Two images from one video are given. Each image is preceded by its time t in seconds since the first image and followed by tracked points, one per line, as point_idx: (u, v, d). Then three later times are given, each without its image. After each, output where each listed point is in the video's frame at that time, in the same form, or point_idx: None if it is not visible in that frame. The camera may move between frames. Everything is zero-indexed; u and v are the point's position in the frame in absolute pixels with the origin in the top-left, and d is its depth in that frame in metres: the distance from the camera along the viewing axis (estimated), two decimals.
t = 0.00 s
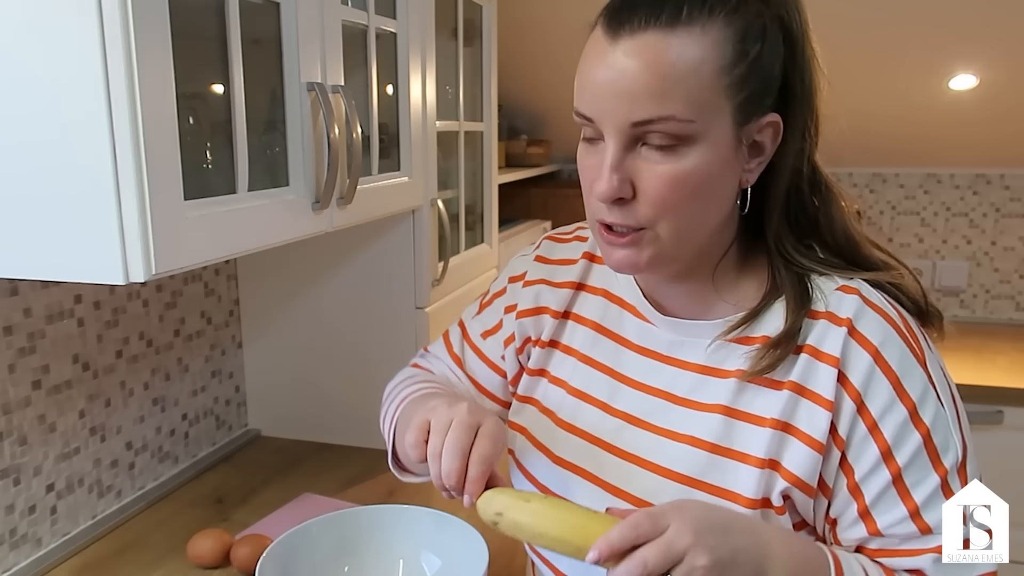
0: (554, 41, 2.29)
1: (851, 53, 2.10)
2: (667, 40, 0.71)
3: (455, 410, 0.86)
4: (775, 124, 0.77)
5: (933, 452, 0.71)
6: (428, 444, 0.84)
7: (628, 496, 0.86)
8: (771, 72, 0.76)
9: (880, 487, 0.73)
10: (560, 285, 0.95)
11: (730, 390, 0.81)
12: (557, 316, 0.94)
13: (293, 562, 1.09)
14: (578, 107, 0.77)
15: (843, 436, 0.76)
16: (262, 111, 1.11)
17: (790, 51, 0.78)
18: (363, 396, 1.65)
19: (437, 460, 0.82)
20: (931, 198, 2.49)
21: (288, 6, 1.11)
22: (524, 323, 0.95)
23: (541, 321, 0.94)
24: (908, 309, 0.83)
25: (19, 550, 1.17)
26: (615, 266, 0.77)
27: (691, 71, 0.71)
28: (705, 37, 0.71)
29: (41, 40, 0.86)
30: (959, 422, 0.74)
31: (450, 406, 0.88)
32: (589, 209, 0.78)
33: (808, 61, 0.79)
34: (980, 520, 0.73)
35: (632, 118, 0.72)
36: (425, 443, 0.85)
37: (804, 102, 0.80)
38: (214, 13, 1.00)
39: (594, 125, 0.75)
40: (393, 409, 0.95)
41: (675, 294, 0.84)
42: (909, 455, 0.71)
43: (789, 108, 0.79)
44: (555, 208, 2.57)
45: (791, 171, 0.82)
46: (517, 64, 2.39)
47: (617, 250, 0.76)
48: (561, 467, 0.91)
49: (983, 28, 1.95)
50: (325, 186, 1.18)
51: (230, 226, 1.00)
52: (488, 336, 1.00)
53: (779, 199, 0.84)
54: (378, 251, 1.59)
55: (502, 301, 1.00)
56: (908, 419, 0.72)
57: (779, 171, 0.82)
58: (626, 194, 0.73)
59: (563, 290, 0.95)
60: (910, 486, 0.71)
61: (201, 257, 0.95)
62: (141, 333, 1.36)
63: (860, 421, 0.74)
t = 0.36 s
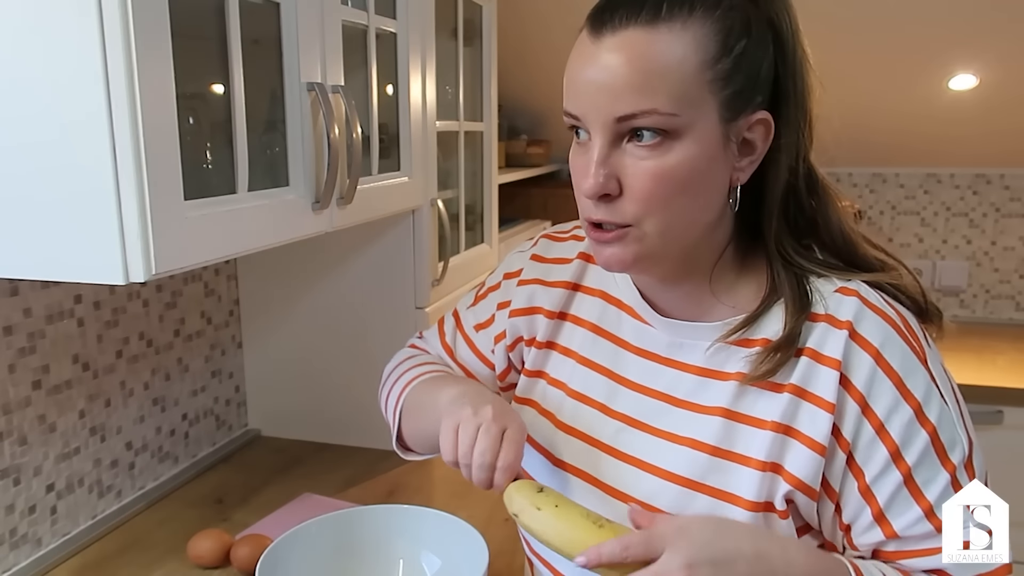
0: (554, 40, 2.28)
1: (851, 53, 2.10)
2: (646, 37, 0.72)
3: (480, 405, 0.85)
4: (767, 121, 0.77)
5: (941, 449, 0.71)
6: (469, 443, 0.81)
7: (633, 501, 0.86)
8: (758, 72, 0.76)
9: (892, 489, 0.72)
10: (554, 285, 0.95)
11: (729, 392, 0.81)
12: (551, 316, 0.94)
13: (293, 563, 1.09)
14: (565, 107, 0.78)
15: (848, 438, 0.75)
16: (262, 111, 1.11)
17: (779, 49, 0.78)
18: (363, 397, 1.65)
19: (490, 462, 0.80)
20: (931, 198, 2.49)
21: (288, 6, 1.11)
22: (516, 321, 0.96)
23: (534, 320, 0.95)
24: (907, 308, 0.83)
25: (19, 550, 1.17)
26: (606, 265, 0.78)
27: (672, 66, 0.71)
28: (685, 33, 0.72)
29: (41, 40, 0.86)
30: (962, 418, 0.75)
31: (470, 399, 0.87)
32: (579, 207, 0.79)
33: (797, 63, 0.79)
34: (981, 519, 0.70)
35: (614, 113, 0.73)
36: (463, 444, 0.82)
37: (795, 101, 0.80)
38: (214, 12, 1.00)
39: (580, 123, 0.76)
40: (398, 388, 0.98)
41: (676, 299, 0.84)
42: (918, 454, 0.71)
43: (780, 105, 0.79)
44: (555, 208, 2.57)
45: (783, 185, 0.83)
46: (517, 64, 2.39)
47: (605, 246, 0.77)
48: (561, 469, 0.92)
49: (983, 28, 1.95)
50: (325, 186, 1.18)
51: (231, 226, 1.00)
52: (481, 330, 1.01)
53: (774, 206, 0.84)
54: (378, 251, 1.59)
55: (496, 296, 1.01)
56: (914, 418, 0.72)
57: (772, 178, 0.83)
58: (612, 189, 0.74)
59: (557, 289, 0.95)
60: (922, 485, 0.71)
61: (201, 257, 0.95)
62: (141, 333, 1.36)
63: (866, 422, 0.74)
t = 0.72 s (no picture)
0: (554, 40, 2.28)
1: (851, 53, 2.10)
2: (632, 40, 0.72)
3: (479, 390, 0.85)
4: (764, 115, 0.77)
5: (942, 441, 0.71)
6: (492, 438, 0.82)
7: (637, 494, 0.86)
8: (751, 65, 0.76)
9: (890, 480, 0.72)
10: (561, 280, 0.96)
11: (735, 387, 0.81)
12: (557, 310, 0.95)
13: (293, 562, 1.09)
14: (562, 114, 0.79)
15: (845, 428, 0.76)
16: (262, 111, 1.11)
17: (774, 43, 0.78)
18: (363, 396, 1.65)
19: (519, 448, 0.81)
20: (931, 197, 2.49)
21: (288, 6, 1.11)
22: (520, 312, 0.96)
23: (538, 313, 0.96)
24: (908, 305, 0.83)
25: (19, 550, 1.17)
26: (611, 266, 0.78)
27: (661, 68, 0.72)
28: (672, 34, 0.73)
29: (41, 40, 0.86)
30: (967, 413, 0.74)
31: (468, 385, 0.87)
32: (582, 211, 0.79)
33: (791, 53, 0.79)
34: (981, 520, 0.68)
35: (608, 118, 0.73)
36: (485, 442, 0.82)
37: (791, 94, 0.79)
38: (214, 12, 1.00)
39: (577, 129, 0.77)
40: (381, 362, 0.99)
41: (682, 296, 0.84)
42: (917, 444, 0.71)
43: (778, 98, 0.79)
44: (555, 208, 2.57)
45: (786, 180, 0.83)
46: (517, 63, 2.39)
47: (609, 249, 0.77)
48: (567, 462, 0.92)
49: (983, 28, 1.95)
50: (325, 186, 1.18)
51: (231, 226, 1.00)
52: (477, 311, 1.01)
53: (779, 200, 0.84)
54: (378, 251, 1.59)
55: (501, 283, 1.00)
56: (913, 407, 0.72)
57: (775, 173, 0.83)
58: (611, 193, 0.74)
59: (564, 284, 0.95)
60: (922, 477, 0.70)
61: (201, 258, 0.95)
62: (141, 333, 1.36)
63: (863, 412, 0.74)
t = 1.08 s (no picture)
0: (554, 40, 2.28)
1: (851, 53, 2.10)
2: (641, 36, 0.72)
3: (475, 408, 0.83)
4: (770, 115, 0.77)
5: (938, 436, 0.71)
6: (502, 462, 0.80)
7: (639, 490, 0.86)
8: (758, 64, 0.76)
9: (885, 472, 0.72)
10: (568, 279, 0.96)
11: (739, 384, 0.81)
12: (562, 308, 0.95)
13: (293, 562, 1.09)
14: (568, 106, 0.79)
15: (842, 423, 0.76)
16: (262, 111, 1.11)
17: (783, 43, 0.78)
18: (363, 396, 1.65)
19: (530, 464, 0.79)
20: (931, 197, 2.49)
21: (288, 6, 1.11)
22: (528, 310, 0.96)
23: (545, 311, 0.96)
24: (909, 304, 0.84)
25: (19, 550, 1.17)
26: (615, 261, 0.78)
27: (670, 63, 0.72)
28: (682, 31, 0.73)
29: (40, 40, 0.86)
30: (965, 410, 0.74)
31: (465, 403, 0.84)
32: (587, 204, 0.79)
33: (797, 56, 0.79)
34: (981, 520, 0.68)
35: (614, 111, 0.73)
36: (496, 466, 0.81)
37: (797, 95, 0.79)
38: (214, 12, 1.00)
39: (584, 122, 0.77)
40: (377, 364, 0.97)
41: (682, 290, 0.84)
42: (912, 438, 0.71)
43: (784, 98, 0.79)
44: (555, 208, 2.57)
45: (790, 181, 0.83)
46: (517, 63, 2.39)
47: (613, 242, 0.77)
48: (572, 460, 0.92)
49: (983, 27, 1.95)
50: (325, 185, 1.18)
51: (231, 225, 1.00)
52: (482, 305, 1.01)
53: (782, 200, 0.84)
54: (378, 251, 1.59)
55: (508, 278, 1.00)
56: (909, 401, 0.72)
57: (778, 173, 0.83)
58: (616, 187, 0.74)
59: (570, 283, 0.95)
60: (916, 471, 0.71)
61: (200, 258, 0.95)
62: (141, 333, 1.36)
63: (859, 405, 0.75)
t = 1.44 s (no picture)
0: (554, 41, 2.29)
1: (850, 53, 2.10)
2: (634, 28, 0.73)
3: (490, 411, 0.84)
4: (767, 105, 0.77)
5: (921, 439, 0.71)
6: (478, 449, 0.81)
7: (644, 488, 0.85)
8: (755, 55, 0.76)
9: (864, 469, 0.73)
10: (573, 280, 0.96)
11: (741, 380, 0.81)
12: (570, 310, 0.95)
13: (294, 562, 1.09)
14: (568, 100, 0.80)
15: (835, 417, 0.77)
16: (262, 111, 1.11)
17: (781, 34, 0.78)
18: (364, 395, 1.65)
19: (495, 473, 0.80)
20: (931, 197, 2.49)
21: (288, 6, 1.11)
22: (538, 314, 0.96)
23: (555, 314, 0.96)
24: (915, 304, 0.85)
25: (19, 550, 1.17)
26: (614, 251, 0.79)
27: (663, 54, 0.72)
28: (676, 23, 0.73)
29: (40, 40, 0.86)
30: (955, 417, 0.74)
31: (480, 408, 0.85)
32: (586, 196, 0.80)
33: (798, 49, 0.79)
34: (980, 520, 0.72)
35: (609, 102, 0.74)
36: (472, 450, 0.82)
37: (798, 87, 0.80)
38: (214, 12, 1.00)
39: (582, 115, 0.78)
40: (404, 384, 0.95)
41: (688, 285, 0.85)
42: (895, 439, 0.72)
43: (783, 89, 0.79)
44: (555, 208, 2.57)
45: (793, 175, 0.83)
46: (517, 64, 2.39)
47: (610, 232, 0.78)
48: (576, 458, 0.92)
49: (982, 27, 1.95)
50: (325, 185, 1.18)
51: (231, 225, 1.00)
52: (497, 319, 1.00)
53: (786, 196, 0.84)
54: (378, 251, 1.59)
55: (516, 288, 1.00)
56: (897, 403, 0.73)
57: (783, 167, 0.83)
58: (611, 177, 0.75)
59: (576, 285, 0.96)
60: (894, 471, 0.71)
61: (200, 257, 0.95)
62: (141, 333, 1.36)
63: (851, 402, 0.76)
